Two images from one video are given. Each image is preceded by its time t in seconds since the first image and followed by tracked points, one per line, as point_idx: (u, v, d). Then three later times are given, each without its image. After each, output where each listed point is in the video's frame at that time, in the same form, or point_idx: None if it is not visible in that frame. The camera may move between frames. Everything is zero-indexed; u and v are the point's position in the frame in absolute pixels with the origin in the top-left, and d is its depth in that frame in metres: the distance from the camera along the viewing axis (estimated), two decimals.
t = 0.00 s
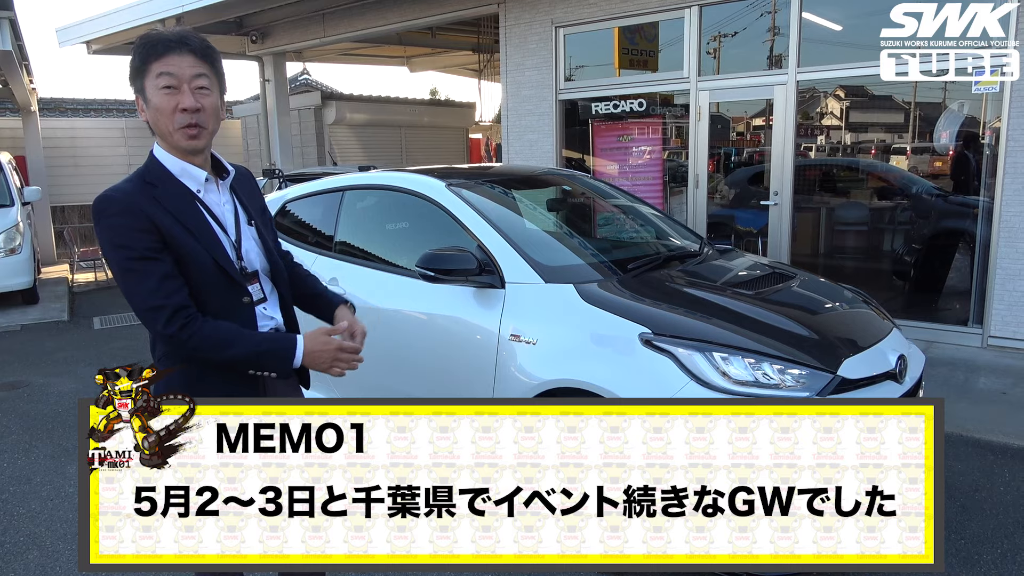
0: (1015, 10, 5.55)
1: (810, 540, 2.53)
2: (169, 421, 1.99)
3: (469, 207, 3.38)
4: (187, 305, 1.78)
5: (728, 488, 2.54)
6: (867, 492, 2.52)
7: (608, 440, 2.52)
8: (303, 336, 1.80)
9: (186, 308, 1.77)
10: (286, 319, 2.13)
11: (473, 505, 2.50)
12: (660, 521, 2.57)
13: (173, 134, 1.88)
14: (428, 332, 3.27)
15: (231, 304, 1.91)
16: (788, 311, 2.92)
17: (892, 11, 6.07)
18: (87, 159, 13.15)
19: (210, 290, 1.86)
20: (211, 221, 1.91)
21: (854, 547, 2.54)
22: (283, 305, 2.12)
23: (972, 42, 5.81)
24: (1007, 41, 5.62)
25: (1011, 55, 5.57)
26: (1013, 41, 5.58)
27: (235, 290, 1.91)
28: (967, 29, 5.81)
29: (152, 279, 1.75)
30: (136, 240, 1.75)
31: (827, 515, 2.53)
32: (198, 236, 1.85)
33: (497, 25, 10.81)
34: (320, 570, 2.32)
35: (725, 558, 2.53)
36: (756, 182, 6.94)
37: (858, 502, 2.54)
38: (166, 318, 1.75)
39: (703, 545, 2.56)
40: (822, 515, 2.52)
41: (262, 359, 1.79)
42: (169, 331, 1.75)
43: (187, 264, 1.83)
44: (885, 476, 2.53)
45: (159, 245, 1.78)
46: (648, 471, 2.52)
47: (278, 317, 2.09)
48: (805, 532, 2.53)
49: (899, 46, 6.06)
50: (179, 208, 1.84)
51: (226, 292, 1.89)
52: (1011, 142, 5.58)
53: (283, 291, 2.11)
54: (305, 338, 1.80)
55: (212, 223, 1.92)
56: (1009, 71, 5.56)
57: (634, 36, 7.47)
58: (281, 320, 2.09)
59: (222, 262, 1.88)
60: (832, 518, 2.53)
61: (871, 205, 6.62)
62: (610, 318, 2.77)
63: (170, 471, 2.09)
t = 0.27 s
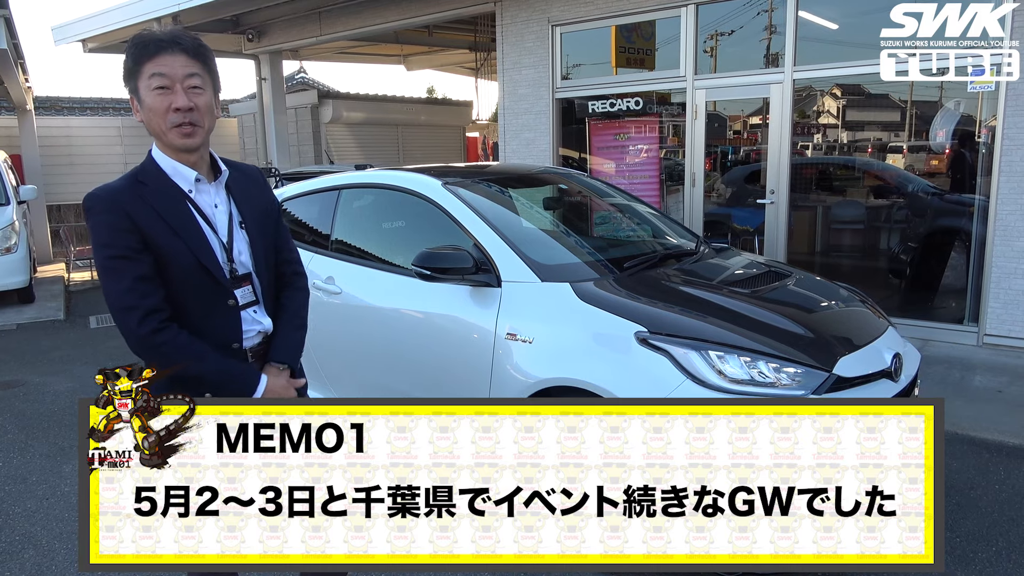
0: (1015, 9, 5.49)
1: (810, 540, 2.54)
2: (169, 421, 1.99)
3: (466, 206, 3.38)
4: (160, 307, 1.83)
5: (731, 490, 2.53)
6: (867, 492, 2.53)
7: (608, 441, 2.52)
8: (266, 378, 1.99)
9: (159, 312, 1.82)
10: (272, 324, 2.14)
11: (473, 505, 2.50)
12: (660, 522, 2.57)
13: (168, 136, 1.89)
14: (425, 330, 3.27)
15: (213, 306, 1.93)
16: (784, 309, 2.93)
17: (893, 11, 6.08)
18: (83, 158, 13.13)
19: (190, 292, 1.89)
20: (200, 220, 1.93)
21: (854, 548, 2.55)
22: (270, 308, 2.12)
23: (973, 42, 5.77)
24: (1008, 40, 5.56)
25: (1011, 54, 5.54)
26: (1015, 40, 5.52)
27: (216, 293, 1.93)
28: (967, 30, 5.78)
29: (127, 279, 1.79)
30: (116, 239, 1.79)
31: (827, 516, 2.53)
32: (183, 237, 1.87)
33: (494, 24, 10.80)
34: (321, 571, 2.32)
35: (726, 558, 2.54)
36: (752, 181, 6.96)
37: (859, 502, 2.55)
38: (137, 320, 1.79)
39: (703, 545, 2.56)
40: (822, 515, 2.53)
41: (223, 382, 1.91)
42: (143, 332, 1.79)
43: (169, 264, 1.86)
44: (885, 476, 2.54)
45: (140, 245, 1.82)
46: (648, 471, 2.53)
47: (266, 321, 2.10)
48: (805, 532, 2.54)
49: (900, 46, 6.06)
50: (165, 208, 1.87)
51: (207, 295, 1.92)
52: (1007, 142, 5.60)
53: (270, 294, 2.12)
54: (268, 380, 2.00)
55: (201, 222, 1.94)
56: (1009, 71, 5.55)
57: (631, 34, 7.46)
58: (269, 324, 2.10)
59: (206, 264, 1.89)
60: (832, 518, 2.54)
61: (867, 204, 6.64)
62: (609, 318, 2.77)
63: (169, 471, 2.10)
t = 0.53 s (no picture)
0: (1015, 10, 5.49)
1: (810, 541, 2.51)
2: (173, 418, 2.05)
3: (466, 205, 3.39)
4: (166, 308, 1.89)
5: (735, 491, 2.44)
6: (862, 493, 2.57)
7: (609, 439, 2.68)
8: (266, 389, 1.99)
9: (165, 312, 1.89)
10: (285, 328, 2.15)
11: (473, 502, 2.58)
12: (659, 522, 2.63)
13: (192, 133, 1.94)
14: (427, 330, 3.27)
15: (220, 308, 1.97)
16: (788, 309, 2.92)
17: (893, 11, 6.08)
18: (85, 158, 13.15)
19: (199, 293, 1.94)
20: (214, 218, 1.97)
21: (848, 546, 2.62)
22: (283, 312, 2.12)
23: (973, 42, 5.78)
24: (1008, 40, 5.57)
25: (1011, 55, 5.55)
26: (1015, 40, 5.53)
27: (225, 295, 1.97)
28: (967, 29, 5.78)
29: (135, 279, 1.86)
30: (128, 239, 1.86)
31: (827, 517, 2.50)
32: (194, 237, 1.92)
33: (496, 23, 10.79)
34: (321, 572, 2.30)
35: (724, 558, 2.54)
36: (754, 180, 6.95)
37: (856, 502, 2.56)
38: (144, 318, 1.86)
39: (701, 545, 2.57)
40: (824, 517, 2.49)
41: (219, 391, 1.93)
42: (148, 331, 1.87)
43: (179, 265, 1.91)
44: (878, 473, 2.62)
45: (151, 245, 1.88)
46: (647, 471, 2.58)
47: (278, 325, 2.12)
48: (805, 535, 2.49)
49: (899, 46, 6.06)
50: (179, 209, 1.92)
51: (215, 296, 1.96)
52: (1008, 141, 5.59)
53: (285, 298, 2.12)
54: (267, 392, 1.99)
55: (216, 221, 1.98)
56: (1009, 71, 5.55)
57: (633, 34, 7.45)
58: (281, 329, 2.12)
59: (216, 265, 1.93)
60: (832, 520, 2.51)
61: (869, 203, 6.63)
62: (611, 317, 2.77)
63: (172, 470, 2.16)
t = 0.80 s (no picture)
0: (1014, 9, 5.55)
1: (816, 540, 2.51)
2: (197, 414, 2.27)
3: (471, 205, 3.39)
4: (198, 294, 1.89)
5: (741, 491, 2.43)
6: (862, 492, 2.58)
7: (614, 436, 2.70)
8: (291, 381, 1.94)
9: (197, 299, 1.89)
10: (319, 327, 2.12)
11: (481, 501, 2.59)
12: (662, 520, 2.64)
13: (239, 130, 1.98)
14: (432, 331, 3.27)
15: (252, 299, 1.96)
16: (794, 308, 2.91)
17: (892, 11, 6.08)
18: (91, 160, 13.20)
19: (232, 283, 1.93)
20: (251, 212, 1.99)
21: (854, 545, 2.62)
22: (317, 311, 2.10)
23: (972, 42, 5.83)
24: (1008, 41, 5.62)
25: (1011, 54, 5.59)
26: (1014, 42, 5.58)
27: (257, 286, 1.96)
28: (967, 29, 5.82)
29: (169, 264, 1.87)
30: (167, 226, 1.87)
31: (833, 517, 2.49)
32: (231, 227, 1.93)
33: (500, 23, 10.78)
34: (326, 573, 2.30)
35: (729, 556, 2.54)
36: (759, 178, 6.93)
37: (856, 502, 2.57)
38: (177, 303, 1.86)
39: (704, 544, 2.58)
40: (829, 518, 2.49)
41: (245, 380, 1.91)
42: (179, 316, 1.86)
43: (214, 254, 1.92)
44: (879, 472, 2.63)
45: (188, 233, 1.89)
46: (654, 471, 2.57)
47: (311, 323, 2.09)
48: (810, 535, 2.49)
49: (899, 46, 6.08)
50: (218, 199, 1.94)
51: (247, 287, 1.95)
52: (1015, 138, 5.56)
53: (321, 297, 2.11)
54: (291, 385, 1.94)
55: (253, 213, 2.00)
56: (1009, 71, 5.58)
57: (637, 32, 7.44)
58: (315, 327, 2.09)
59: (250, 256, 1.94)
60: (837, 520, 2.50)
61: (875, 200, 6.60)
62: (616, 315, 2.77)
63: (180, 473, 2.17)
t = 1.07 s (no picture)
0: (1015, 10, 5.57)
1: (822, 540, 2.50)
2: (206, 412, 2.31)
3: (475, 204, 3.38)
4: (231, 282, 1.91)
5: (745, 490, 2.43)
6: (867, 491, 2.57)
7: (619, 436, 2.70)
8: (314, 374, 1.94)
9: (230, 286, 1.91)
10: (347, 325, 2.12)
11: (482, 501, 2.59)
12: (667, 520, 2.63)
13: (286, 123, 1.99)
14: (434, 331, 3.27)
15: (283, 290, 1.97)
16: (798, 307, 2.91)
17: (892, 11, 6.08)
18: (95, 160, 13.24)
19: (265, 273, 1.94)
20: (288, 206, 2.00)
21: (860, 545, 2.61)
22: (346, 308, 2.10)
23: (973, 42, 5.82)
24: (1009, 41, 5.64)
25: (1011, 54, 5.63)
26: (1015, 41, 5.61)
27: (289, 278, 1.97)
28: (967, 29, 5.81)
29: (205, 251, 1.89)
30: (205, 213, 1.90)
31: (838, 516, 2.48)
32: (268, 219, 1.95)
33: (503, 22, 10.78)
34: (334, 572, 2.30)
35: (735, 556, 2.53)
36: (763, 178, 6.92)
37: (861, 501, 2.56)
38: (210, 289, 1.88)
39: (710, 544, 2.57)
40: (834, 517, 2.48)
41: (271, 369, 1.91)
42: (211, 303, 1.88)
43: (248, 243, 1.93)
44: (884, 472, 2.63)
45: (226, 222, 1.91)
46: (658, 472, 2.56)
47: (339, 320, 2.09)
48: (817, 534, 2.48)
49: (899, 46, 6.08)
50: (257, 192, 1.96)
51: (279, 278, 1.96)
52: (1021, 137, 5.55)
53: (350, 295, 2.11)
54: (315, 377, 1.94)
55: (290, 209, 2.01)
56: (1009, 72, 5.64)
57: (640, 32, 7.43)
58: (342, 324, 2.09)
59: (284, 248, 1.95)
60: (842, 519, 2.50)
61: (879, 200, 6.58)
62: (619, 314, 2.77)
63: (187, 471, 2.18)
